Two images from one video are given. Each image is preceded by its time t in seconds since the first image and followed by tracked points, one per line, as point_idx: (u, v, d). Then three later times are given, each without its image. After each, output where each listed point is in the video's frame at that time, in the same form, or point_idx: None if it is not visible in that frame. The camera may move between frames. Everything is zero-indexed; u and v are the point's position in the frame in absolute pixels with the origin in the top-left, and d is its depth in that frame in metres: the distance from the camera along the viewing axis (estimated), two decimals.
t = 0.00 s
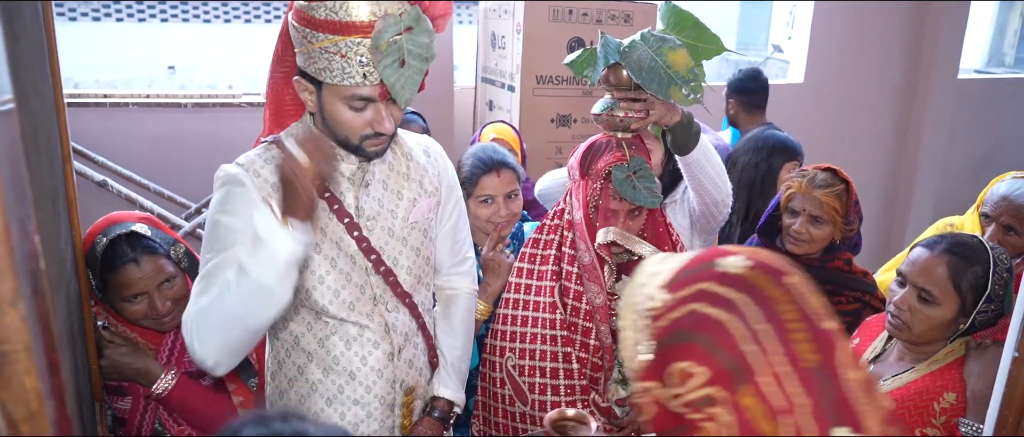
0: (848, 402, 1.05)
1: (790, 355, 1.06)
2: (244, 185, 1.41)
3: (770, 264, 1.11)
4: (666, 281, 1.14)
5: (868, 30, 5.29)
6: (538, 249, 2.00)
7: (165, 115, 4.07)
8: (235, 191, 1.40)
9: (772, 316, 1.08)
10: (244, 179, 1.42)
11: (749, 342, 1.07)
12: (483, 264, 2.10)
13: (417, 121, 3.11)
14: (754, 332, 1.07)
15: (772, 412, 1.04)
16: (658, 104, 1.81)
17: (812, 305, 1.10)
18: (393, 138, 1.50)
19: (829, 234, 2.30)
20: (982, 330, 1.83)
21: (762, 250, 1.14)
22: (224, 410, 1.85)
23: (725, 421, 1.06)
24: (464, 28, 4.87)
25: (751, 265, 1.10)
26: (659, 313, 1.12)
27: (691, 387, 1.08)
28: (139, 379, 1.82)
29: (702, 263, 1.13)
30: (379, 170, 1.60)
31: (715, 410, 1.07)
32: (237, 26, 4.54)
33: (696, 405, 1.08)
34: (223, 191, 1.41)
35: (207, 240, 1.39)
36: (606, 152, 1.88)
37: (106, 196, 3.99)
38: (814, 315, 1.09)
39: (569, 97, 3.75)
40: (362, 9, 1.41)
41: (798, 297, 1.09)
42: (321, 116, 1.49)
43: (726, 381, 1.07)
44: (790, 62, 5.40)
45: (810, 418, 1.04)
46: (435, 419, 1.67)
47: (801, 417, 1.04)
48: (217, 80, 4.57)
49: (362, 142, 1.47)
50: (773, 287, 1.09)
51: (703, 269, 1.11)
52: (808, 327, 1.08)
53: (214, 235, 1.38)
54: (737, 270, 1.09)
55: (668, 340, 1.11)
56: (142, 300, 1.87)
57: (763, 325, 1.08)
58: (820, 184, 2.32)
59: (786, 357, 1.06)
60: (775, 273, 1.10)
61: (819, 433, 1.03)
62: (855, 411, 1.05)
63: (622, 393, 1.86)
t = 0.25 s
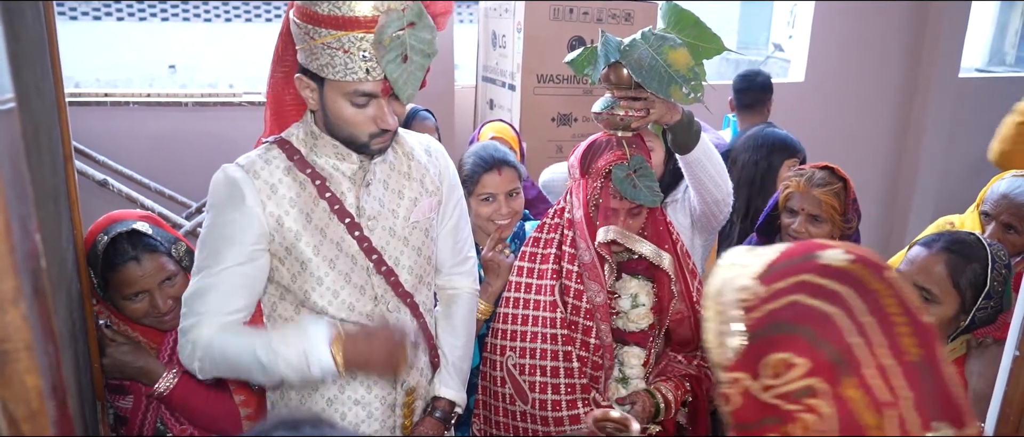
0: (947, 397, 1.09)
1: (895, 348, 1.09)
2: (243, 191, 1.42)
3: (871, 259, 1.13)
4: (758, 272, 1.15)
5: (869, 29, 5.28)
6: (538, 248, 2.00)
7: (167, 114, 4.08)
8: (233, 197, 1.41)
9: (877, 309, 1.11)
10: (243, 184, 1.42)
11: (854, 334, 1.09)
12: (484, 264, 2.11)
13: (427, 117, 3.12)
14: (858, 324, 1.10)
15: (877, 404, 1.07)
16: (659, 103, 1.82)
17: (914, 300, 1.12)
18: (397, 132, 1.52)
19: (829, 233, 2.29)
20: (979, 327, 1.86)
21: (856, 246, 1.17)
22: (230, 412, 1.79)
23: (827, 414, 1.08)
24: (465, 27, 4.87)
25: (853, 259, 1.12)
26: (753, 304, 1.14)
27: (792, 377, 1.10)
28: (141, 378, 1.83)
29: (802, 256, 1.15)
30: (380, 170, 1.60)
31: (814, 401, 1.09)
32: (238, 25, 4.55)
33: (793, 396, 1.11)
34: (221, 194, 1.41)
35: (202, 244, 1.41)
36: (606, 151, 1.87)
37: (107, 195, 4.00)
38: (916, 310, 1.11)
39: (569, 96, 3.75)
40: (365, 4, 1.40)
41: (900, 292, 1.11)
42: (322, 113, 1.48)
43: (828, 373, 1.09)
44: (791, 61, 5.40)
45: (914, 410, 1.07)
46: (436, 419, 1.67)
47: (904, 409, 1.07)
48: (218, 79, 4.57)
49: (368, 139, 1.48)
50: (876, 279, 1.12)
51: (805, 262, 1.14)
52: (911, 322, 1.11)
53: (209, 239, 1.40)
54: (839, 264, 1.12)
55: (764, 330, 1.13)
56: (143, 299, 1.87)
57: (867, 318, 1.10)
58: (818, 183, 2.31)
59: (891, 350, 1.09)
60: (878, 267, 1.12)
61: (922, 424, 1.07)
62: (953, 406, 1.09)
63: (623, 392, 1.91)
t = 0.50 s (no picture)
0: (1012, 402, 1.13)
1: (965, 359, 1.12)
2: (239, 192, 1.42)
3: (932, 270, 1.16)
4: (815, 283, 1.17)
5: (865, 29, 5.30)
6: (534, 249, 2.00)
7: (163, 114, 4.07)
8: (229, 198, 1.41)
9: (944, 320, 1.13)
10: (238, 185, 1.42)
11: (924, 346, 1.11)
12: (480, 265, 2.12)
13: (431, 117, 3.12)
14: (928, 337, 1.12)
15: (950, 416, 1.10)
16: (655, 103, 1.83)
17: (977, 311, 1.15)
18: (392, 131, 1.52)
19: (824, 231, 2.31)
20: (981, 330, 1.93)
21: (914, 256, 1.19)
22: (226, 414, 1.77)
23: (896, 428, 1.11)
24: (462, 27, 4.87)
25: (915, 270, 1.15)
26: (811, 316, 1.15)
27: (860, 391, 1.12)
28: (136, 380, 1.81)
29: (862, 266, 1.17)
30: (376, 169, 1.60)
31: (884, 414, 1.11)
32: (234, 25, 4.54)
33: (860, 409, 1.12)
34: (216, 196, 1.41)
35: (199, 245, 1.42)
36: (603, 151, 1.89)
37: (103, 196, 3.99)
38: (980, 320, 1.15)
39: (566, 97, 3.76)
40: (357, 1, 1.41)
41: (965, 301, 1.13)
42: (317, 110, 1.48)
43: (897, 386, 1.11)
44: (787, 62, 5.41)
45: (984, 420, 1.11)
46: (432, 420, 1.67)
47: (974, 419, 1.11)
48: (215, 79, 4.56)
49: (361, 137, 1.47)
50: (941, 292, 1.14)
51: (866, 272, 1.16)
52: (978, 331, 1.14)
53: (205, 241, 1.41)
54: (903, 275, 1.14)
55: (827, 343, 1.14)
56: (138, 299, 1.86)
57: (938, 330, 1.12)
58: (813, 182, 2.33)
59: (960, 361, 1.12)
60: (939, 278, 1.15)
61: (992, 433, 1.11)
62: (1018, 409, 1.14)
63: (619, 392, 1.92)
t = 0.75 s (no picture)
0: None
1: (1001, 370, 1.08)
2: (235, 192, 1.41)
3: (971, 281, 1.11)
4: (846, 290, 1.12)
5: (861, 30, 5.32)
6: (531, 249, 2.00)
7: (158, 115, 4.06)
8: (225, 199, 1.40)
9: (982, 331, 1.08)
10: (235, 185, 1.41)
11: (961, 357, 1.06)
12: (477, 265, 2.12)
13: (432, 116, 3.12)
14: (967, 348, 1.07)
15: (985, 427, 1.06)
16: (650, 103, 1.82)
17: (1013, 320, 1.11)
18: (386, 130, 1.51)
19: (820, 230, 2.32)
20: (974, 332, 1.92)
21: (952, 266, 1.14)
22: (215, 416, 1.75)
23: None
24: (458, 28, 4.88)
25: (952, 280, 1.10)
26: (845, 324, 1.10)
27: (895, 402, 1.06)
28: (131, 382, 1.79)
29: (898, 274, 1.11)
30: (372, 169, 1.60)
31: (919, 424, 1.05)
32: (230, 26, 4.53)
33: (894, 419, 1.06)
34: (211, 196, 1.40)
35: (193, 245, 1.41)
36: (598, 152, 1.89)
37: (98, 197, 3.98)
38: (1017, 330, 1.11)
39: (562, 97, 3.76)
40: None
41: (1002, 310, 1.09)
42: (311, 109, 1.49)
43: (933, 397, 1.05)
44: (783, 62, 5.42)
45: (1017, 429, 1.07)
46: (428, 421, 1.67)
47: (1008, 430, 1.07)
48: (210, 80, 4.55)
49: (354, 135, 1.48)
50: (979, 302, 1.09)
51: (902, 281, 1.10)
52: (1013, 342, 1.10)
53: (200, 241, 1.40)
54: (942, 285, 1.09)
55: (862, 352, 1.08)
56: (132, 301, 1.86)
57: (975, 341, 1.07)
58: (809, 181, 2.33)
59: (996, 372, 1.08)
60: (977, 288, 1.10)
61: None
62: None
63: (615, 393, 1.91)
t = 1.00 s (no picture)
0: None
1: (1009, 369, 1.09)
2: (228, 196, 1.41)
3: (981, 280, 1.12)
4: (857, 288, 1.14)
5: (855, 30, 5.34)
6: (525, 250, 2.00)
7: (153, 116, 4.05)
8: (218, 202, 1.40)
9: (991, 330, 1.09)
10: (228, 189, 1.41)
11: (970, 356, 1.07)
12: (473, 265, 2.11)
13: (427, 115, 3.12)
14: (975, 347, 1.07)
15: (990, 425, 1.07)
16: (645, 104, 1.83)
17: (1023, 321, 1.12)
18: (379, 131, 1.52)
19: (814, 229, 2.33)
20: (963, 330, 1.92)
21: (962, 265, 1.15)
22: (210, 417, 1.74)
23: None
24: (453, 29, 4.87)
25: (963, 279, 1.10)
26: (853, 321, 1.12)
27: (902, 399, 1.07)
28: (125, 384, 1.79)
29: (909, 273, 1.12)
30: (365, 171, 1.60)
31: (924, 422, 1.06)
32: (225, 27, 4.52)
33: (900, 416, 1.07)
34: (205, 200, 1.40)
35: (188, 249, 1.42)
36: (592, 152, 1.90)
37: (92, 198, 3.97)
38: None
39: (557, 97, 3.76)
40: None
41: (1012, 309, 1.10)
42: (305, 111, 1.49)
43: (940, 395, 1.06)
44: (777, 62, 5.44)
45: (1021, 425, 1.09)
46: (423, 422, 1.67)
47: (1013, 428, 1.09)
48: (204, 81, 4.54)
49: (347, 136, 1.48)
50: (989, 301, 1.10)
51: (912, 279, 1.11)
52: None
53: (194, 245, 1.40)
54: (953, 283, 1.09)
55: (870, 349, 1.09)
56: (126, 302, 1.85)
57: (985, 340, 1.08)
58: (803, 180, 2.34)
59: (1004, 371, 1.09)
60: (988, 288, 1.11)
61: None
62: None
63: (610, 392, 1.93)
